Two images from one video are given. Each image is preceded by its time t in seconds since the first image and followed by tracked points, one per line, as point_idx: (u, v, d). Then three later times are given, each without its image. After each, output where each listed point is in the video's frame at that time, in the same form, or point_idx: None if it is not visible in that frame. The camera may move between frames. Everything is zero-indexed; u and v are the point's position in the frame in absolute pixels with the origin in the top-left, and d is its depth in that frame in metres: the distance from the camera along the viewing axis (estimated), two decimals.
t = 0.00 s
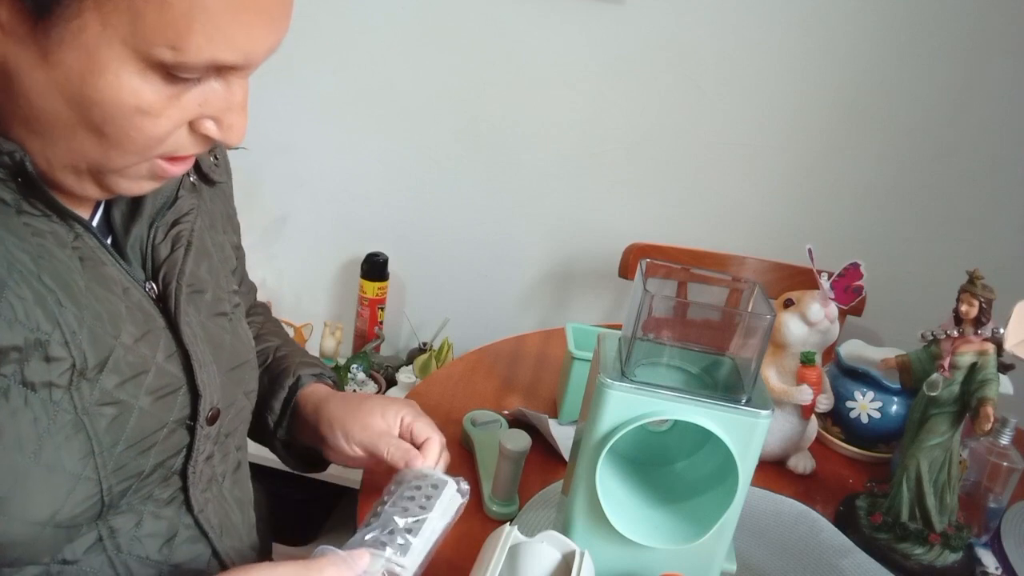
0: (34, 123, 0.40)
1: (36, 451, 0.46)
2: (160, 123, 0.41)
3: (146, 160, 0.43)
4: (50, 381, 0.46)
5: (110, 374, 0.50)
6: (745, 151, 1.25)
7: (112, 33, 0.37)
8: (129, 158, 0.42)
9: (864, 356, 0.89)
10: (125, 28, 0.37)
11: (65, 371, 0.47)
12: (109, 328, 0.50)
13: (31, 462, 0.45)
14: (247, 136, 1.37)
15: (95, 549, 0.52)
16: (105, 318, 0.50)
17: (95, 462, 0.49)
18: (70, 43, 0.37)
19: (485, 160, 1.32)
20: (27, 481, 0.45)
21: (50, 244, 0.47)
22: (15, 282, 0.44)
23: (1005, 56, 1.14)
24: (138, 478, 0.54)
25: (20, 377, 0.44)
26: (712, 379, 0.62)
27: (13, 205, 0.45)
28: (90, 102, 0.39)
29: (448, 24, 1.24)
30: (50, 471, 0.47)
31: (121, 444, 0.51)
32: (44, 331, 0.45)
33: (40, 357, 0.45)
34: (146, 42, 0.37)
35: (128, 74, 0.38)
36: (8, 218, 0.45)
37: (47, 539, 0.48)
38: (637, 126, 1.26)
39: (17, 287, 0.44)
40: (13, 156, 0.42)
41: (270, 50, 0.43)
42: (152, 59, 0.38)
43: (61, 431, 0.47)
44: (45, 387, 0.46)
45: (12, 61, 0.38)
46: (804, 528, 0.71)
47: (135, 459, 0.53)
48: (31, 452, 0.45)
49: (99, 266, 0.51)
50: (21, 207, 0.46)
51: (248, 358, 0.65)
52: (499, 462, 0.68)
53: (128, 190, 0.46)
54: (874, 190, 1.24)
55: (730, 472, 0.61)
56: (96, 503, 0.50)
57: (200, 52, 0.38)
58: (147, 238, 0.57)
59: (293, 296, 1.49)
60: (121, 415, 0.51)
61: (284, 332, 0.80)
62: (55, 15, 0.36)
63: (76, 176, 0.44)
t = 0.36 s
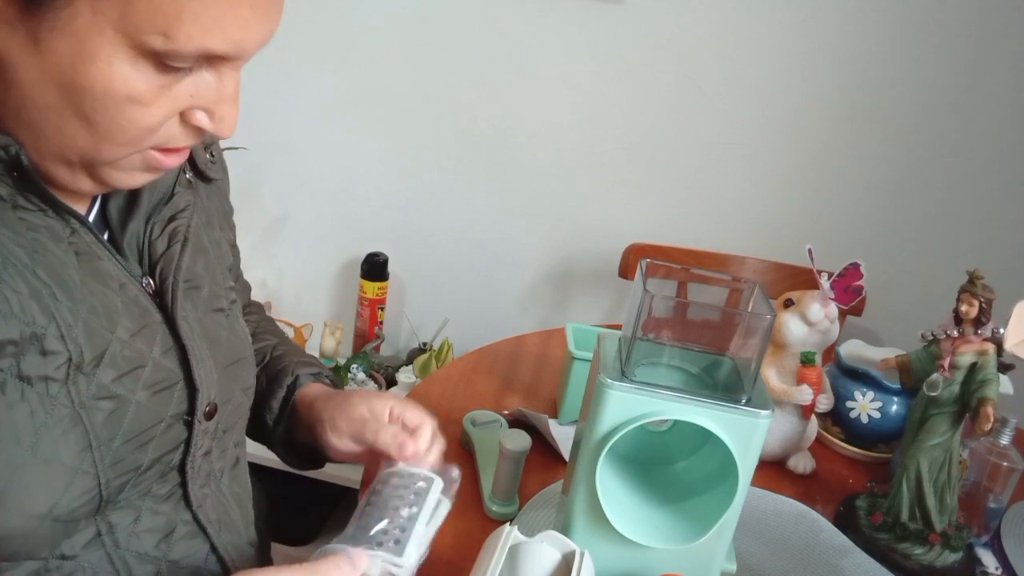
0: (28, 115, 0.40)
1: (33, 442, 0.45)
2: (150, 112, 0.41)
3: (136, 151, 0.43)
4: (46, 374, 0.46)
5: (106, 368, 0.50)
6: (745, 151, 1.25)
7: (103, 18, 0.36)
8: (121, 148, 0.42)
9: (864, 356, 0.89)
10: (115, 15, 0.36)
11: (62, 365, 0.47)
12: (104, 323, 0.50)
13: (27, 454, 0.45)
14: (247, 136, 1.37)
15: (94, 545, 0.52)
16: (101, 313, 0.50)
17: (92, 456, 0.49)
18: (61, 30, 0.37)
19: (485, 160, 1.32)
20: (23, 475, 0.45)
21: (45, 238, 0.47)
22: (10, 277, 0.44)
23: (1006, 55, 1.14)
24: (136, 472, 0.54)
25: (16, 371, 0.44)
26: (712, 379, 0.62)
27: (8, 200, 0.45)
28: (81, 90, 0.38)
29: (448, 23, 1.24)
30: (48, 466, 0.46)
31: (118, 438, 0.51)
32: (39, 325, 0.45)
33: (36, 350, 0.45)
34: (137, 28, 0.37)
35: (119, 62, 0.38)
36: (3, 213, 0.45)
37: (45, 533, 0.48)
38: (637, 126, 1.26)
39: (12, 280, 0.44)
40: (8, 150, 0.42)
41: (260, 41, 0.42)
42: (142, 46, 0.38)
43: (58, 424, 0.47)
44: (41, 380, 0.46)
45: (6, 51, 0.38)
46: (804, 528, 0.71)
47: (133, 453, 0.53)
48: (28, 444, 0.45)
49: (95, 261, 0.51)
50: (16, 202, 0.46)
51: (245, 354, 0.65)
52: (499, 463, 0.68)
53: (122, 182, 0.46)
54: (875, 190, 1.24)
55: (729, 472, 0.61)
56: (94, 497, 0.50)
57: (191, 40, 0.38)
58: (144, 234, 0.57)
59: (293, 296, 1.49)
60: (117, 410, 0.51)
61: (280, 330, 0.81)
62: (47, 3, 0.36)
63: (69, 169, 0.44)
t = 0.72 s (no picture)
0: (25, 108, 0.40)
1: (38, 438, 0.46)
2: (146, 107, 0.41)
3: (134, 147, 0.43)
4: (51, 369, 0.46)
5: (111, 363, 0.50)
6: (745, 151, 1.25)
7: (98, 11, 0.36)
8: (117, 144, 0.42)
9: (864, 356, 0.89)
10: (110, 9, 0.36)
11: (67, 359, 0.47)
12: (109, 318, 0.50)
13: (33, 448, 0.46)
14: (247, 136, 1.38)
15: (101, 541, 0.52)
16: (105, 307, 0.50)
17: (98, 451, 0.50)
18: (57, 23, 0.37)
19: (485, 159, 1.32)
20: (30, 470, 0.46)
21: (50, 233, 0.47)
22: (14, 270, 0.44)
23: (1005, 55, 1.14)
24: (143, 466, 0.54)
25: (21, 365, 0.45)
26: (712, 379, 0.62)
27: (13, 194, 0.45)
28: (78, 84, 0.38)
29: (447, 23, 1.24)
30: (54, 460, 0.47)
31: (124, 433, 0.51)
32: (43, 319, 0.45)
33: (40, 345, 0.45)
34: (132, 21, 0.36)
35: (114, 56, 0.38)
36: (6, 207, 0.45)
37: (51, 527, 0.48)
38: (637, 126, 1.26)
39: (16, 275, 0.44)
40: (11, 144, 0.42)
41: (261, 36, 0.41)
42: (136, 39, 0.37)
43: (63, 419, 0.47)
44: (46, 374, 0.46)
45: (4, 45, 0.38)
46: (804, 528, 0.71)
47: (139, 447, 0.53)
48: (33, 438, 0.46)
49: (99, 256, 0.51)
50: (21, 197, 0.45)
51: (248, 347, 0.65)
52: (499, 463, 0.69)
53: (119, 180, 0.46)
54: (874, 190, 1.24)
55: (729, 472, 0.61)
56: (102, 491, 0.51)
57: (187, 34, 0.37)
58: (147, 228, 0.57)
59: (293, 296, 1.49)
60: (123, 404, 0.51)
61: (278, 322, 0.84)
62: None
63: (65, 164, 0.44)
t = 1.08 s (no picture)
0: (20, 106, 0.40)
1: (29, 441, 0.46)
2: (140, 106, 0.41)
3: (128, 147, 0.43)
4: (43, 373, 0.46)
5: (106, 367, 0.50)
6: (745, 151, 1.25)
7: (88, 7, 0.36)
8: (112, 144, 0.42)
9: (864, 356, 0.89)
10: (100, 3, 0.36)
11: (58, 363, 0.47)
12: (106, 321, 0.50)
13: (24, 452, 0.46)
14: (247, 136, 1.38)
15: (94, 548, 0.52)
16: (102, 311, 0.50)
17: (90, 455, 0.50)
18: (48, 18, 0.36)
19: (484, 159, 1.32)
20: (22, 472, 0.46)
21: (47, 236, 0.47)
22: (9, 274, 0.44)
23: (1006, 55, 1.14)
24: (137, 473, 0.54)
25: (12, 367, 0.45)
26: (712, 379, 0.62)
27: (11, 196, 0.46)
28: (70, 82, 0.38)
29: (447, 22, 1.24)
30: (46, 464, 0.47)
31: (118, 438, 0.51)
32: (35, 323, 0.46)
33: (32, 348, 0.46)
34: (122, 16, 0.36)
35: (106, 52, 0.38)
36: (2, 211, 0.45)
37: (42, 531, 0.48)
38: (637, 126, 1.26)
39: (10, 277, 0.44)
40: (9, 145, 0.43)
41: (256, 35, 0.41)
42: (129, 35, 0.37)
43: (54, 423, 0.47)
44: (38, 378, 0.46)
45: None
46: (804, 528, 0.71)
47: (134, 452, 0.53)
48: (24, 441, 0.46)
49: (99, 259, 0.50)
50: (19, 199, 0.46)
51: (252, 353, 0.64)
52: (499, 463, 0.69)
53: (115, 181, 0.46)
54: (874, 190, 1.24)
55: (729, 472, 0.61)
56: (93, 498, 0.51)
57: (180, 30, 0.37)
58: (147, 232, 0.57)
59: (293, 296, 1.49)
60: (117, 409, 0.51)
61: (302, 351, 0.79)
62: None
63: (61, 163, 0.44)
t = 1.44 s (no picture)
0: (8, 115, 0.41)
1: (19, 455, 0.46)
2: (122, 116, 0.40)
3: (114, 157, 0.42)
4: (33, 387, 0.46)
5: (99, 378, 0.50)
6: (745, 151, 1.25)
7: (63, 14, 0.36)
8: (96, 154, 0.42)
9: (864, 356, 0.89)
10: (75, 8, 0.35)
11: (50, 376, 0.47)
12: (99, 332, 0.50)
13: (14, 466, 0.46)
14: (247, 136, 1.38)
15: (86, 557, 0.52)
16: (94, 321, 0.50)
17: (82, 468, 0.50)
18: (25, 24, 0.36)
19: (484, 159, 1.32)
20: (10, 485, 0.46)
21: (40, 245, 0.47)
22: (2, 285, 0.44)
23: (1005, 55, 1.14)
24: (130, 485, 0.54)
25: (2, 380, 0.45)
26: (712, 379, 0.62)
27: (4, 207, 0.46)
28: (50, 92, 0.38)
29: (446, 22, 1.24)
30: (38, 476, 0.47)
31: (111, 449, 0.52)
32: (26, 336, 0.46)
33: (23, 361, 0.46)
34: (97, 26, 0.36)
35: (84, 61, 0.37)
36: None
37: (33, 545, 0.48)
38: (636, 126, 1.26)
39: None
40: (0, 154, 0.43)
41: (245, 44, 0.41)
42: (104, 44, 0.36)
43: (44, 436, 0.47)
44: (28, 392, 0.46)
45: None
46: (804, 528, 0.71)
47: (127, 464, 0.53)
48: (13, 455, 0.46)
49: (93, 268, 0.51)
50: (12, 209, 0.46)
51: (252, 361, 0.65)
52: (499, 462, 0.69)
53: (104, 188, 0.46)
54: (874, 190, 1.24)
55: (729, 472, 0.61)
56: (86, 509, 0.51)
57: (154, 38, 0.36)
58: (144, 239, 0.57)
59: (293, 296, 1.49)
60: (110, 420, 0.51)
61: (315, 347, 0.79)
62: (13, 2, 0.36)
63: (50, 172, 0.44)
